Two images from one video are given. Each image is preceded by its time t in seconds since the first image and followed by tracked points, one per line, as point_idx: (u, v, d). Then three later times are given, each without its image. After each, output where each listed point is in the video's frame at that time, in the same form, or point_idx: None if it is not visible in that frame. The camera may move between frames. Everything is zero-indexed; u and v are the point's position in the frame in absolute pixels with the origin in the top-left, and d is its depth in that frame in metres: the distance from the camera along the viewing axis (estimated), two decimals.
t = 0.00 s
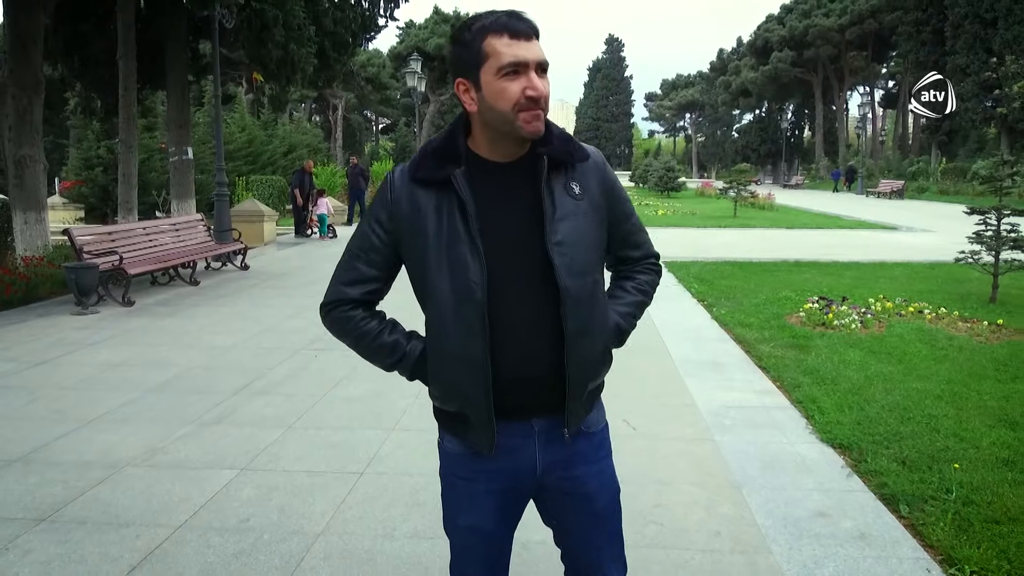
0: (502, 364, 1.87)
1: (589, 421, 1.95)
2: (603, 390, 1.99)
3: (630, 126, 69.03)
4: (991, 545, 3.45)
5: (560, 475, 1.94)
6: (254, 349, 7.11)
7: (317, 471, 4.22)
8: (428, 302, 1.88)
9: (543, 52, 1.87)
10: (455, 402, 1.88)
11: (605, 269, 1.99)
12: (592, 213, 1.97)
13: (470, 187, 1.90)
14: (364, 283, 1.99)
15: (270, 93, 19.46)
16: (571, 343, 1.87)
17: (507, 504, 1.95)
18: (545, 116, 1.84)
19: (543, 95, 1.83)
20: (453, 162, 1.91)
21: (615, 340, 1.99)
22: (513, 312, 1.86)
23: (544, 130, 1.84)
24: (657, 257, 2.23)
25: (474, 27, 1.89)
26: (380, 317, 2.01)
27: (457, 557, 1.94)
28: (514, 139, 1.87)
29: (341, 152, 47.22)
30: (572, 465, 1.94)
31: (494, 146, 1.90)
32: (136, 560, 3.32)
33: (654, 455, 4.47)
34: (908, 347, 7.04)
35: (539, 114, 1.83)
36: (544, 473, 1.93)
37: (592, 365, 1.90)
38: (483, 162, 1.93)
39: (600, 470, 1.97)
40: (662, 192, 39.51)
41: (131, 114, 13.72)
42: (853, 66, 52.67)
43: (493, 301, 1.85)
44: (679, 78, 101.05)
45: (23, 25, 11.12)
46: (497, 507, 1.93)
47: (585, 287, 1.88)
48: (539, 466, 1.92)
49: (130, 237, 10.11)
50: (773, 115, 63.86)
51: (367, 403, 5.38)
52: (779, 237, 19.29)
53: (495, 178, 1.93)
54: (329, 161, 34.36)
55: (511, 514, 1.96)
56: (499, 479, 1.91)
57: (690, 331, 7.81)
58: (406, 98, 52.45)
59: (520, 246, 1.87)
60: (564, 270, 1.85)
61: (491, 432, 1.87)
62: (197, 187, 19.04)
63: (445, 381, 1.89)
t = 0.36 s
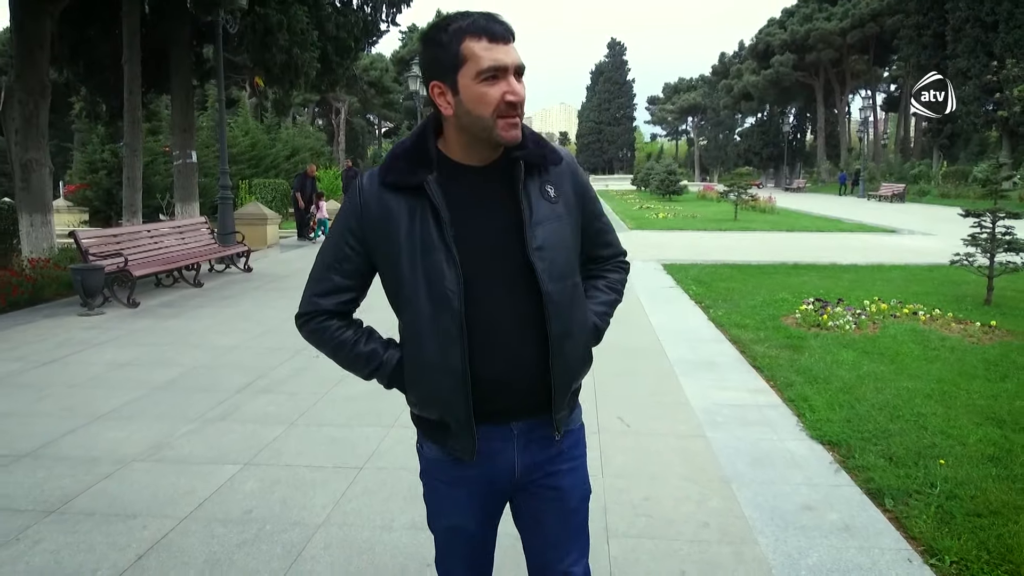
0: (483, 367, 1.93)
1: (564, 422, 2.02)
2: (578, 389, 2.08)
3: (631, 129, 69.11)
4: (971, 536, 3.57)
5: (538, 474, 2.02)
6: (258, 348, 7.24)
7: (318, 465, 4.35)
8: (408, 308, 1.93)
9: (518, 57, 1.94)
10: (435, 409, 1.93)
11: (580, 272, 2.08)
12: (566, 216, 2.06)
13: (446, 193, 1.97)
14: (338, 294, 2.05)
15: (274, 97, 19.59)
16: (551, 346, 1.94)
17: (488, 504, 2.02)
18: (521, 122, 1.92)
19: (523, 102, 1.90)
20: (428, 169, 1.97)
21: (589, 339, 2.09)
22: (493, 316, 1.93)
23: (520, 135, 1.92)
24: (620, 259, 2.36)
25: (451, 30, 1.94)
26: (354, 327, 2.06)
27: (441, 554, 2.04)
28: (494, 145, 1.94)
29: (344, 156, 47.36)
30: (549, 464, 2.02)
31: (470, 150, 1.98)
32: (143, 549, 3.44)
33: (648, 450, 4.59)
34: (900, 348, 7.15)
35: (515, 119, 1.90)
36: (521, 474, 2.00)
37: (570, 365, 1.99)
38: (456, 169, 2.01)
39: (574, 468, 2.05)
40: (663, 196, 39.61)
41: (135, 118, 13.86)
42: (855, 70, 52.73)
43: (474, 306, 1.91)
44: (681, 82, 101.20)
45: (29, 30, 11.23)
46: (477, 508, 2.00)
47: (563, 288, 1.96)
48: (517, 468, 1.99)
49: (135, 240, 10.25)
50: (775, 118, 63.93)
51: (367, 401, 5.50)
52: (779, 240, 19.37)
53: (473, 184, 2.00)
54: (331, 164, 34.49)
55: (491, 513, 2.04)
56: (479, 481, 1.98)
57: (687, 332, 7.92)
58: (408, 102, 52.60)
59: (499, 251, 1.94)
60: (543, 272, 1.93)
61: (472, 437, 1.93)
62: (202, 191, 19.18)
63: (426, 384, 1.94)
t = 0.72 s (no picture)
0: (479, 377, 1.94)
1: (554, 460, 1.95)
2: (583, 429, 1.99)
3: (637, 134, 69.21)
4: (959, 530, 3.68)
5: (531, 507, 2.01)
6: (268, 350, 7.40)
7: (326, 461, 4.49)
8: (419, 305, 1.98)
9: (520, 77, 1.83)
10: (426, 405, 1.98)
11: (606, 308, 1.96)
12: (604, 246, 1.96)
13: (475, 203, 1.97)
14: (376, 279, 2.15)
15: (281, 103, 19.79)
16: (547, 373, 1.89)
17: (478, 523, 2.03)
18: (508, 148, 1.84)
19: (535, 130, 1.85)
20: (467, 175, 2.00)
21: (602, 377, 1.99)
22: (498, 331, 1.92)
23: (508, 161, 1.85)
24: (679, 308, 2.18)
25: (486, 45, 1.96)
26: (388, 314, 2.17)
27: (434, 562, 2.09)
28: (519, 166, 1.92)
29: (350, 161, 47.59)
30: (537, 498, 1.99)
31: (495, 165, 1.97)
32: (160, 539, 3.59)
33: (648, 449, 4.72)
34: (897, 350, 7.26)
35: (501, 145, 1.84)
36: (509, 502, 2.00)
37: (566, 398, 1.92)
38: (498, 181, 2.00)
39: (566, 510, 1.99)
40: (668, 200, 39.72)
41: (145, 124, 14.05)
42: (860, 74, 52.76)
43: (475, 316, 1.92)
44: (686, 86, 101.37)
45: (41, 36, 11.39)
46: (468, 525, 2.02)
47: (574, 318, 1.89)
48: (504, 495, 1.99)
49: (146, 244, 10.42)
50: (780, 123, 63.99)
51: (374, 400, 5.64)
52: (782, 245, 19.48)
53: (511, 196, 1.98)
54: (338, 169, 34.69)
55: (485, 533, 2.06)
56: (467, 499, 2.00)
57: (688, 335, 8.06)
58: (414, 107, 52.84)
59: (509, 267, 1.92)
60: (553, 298, 1.87)
61: (451, 444, 1.96)
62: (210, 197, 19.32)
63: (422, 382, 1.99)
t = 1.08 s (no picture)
0: (483, 369, 2.08)
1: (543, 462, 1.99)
2: (574, 439, 2.00)
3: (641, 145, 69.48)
4: (943, 524, 3.85)
5: (526, 502, 2.06)
6: (279, 356, 7.60)
7: (337, 461, 4.68)
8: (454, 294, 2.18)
9: (540, 88, 1.97)
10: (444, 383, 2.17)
11: (610, 323, 1.97)
12: (618, 263, 1.97)
13: (506, 206, 2.12)
14: (447, 272, 2.38)
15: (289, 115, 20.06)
16: (534, 373, 1.96)
17: (475, 506, 2.12)
18: (528, 153, 2.00)
19: (552, 140, 1.97)
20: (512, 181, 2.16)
21: (596, 391, 1.98)
22: (503, 330, 2.05)
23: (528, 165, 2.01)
24: (715, 339, 2.02)
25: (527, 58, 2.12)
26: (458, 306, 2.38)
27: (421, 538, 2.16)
28: (546, 173, 2.06)
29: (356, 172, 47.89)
30: (532, 492, 2.04)
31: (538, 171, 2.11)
32: (182, 531, 3.78)
33: (647, 449, 4.90)
34: (893, 356, 7.43)
35: (525, 151, 2.01)
36: (511, 492, 2.07)
37: (551, 404, 1.95)
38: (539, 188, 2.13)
39: (559, 513, 2.02)
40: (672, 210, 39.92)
41: (156, 137, 14.31)
42: (864, 85, 52.95)
43: (488, 309, 2.08)
44: (691, 97, 101.71)
45: (56, 51, 11.67)
46: (465, 503, 2.12)
47: (567, 326, 1.93)
48: (505, 484, 2.07)
49: (159, 254, 10.65)
50: (784, 134, 64.18)
51: (383, 404, 5.83)
52: (785, 255, 19.64)
53: (545, 209, 2.11)
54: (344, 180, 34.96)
55: (480, 519, 2.13)
56: (469, 475, 2.12)
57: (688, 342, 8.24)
58: (420, 119, 53.19)
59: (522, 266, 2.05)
60: (549, 304, 1.95)
61: (455, 422, 2.13)
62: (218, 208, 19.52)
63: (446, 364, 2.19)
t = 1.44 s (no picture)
0: (475, 368, 2.22)
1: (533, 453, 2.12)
2: (564, 431, 2.12)
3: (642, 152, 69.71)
4: (924, 513, 4.04)
5: (522, 492, 2.20)
6: (287, 358, 7.80)
7: (345, 455, 4.88)
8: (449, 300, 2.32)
9: (514, 97, 2.11)
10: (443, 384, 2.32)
11: (592, 320, 2.09)
12: (596, 264, 2.09)
13: (495, 215, 2.27)
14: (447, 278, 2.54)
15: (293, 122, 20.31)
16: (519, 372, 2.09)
17: (482, 496, 2.26)
18: (506, 159, 2.15)
19: (525, 146, 2.11)
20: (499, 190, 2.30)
21: (582, 384, 2.10)
22: (492, 331, 2.19)
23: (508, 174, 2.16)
24: (692, 331, 2.13)
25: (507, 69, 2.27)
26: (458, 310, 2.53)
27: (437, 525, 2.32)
28: (526, 178, 2.19)
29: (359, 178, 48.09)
30: (529, 484, 2.17)
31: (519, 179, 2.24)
32: (200, 519, 3.98)
33: (645, 444, 5.09)
34: (885, 357, 7.62)
35: (504, 157, 2.15)
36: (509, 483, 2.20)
37: (536, 399, 2.08)
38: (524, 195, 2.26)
39: (557, 501, 2.16)
40: (674, 216, 40.11)
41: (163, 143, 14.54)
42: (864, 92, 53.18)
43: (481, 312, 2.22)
44: (692, 104, 101.99)
45: (67, 59, 11.91)
46: (472, 495, 2.26)
47: (549, 326, 2.06)
48: (504, 475, 2.20)
49: (168, 258, 10.86)
50: (785, 141, 64.39)
51: (389, 403, 6.03)
52: (784, 260, 19.82)
53: (530, 214, 2.24)
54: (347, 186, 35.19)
55: (489, 512, 2.28)
56: (473, 468, 2.25)
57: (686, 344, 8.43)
58: (422, 125, 53.43)
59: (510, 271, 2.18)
60: (532, 304, 2.08)
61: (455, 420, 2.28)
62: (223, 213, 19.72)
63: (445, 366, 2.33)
